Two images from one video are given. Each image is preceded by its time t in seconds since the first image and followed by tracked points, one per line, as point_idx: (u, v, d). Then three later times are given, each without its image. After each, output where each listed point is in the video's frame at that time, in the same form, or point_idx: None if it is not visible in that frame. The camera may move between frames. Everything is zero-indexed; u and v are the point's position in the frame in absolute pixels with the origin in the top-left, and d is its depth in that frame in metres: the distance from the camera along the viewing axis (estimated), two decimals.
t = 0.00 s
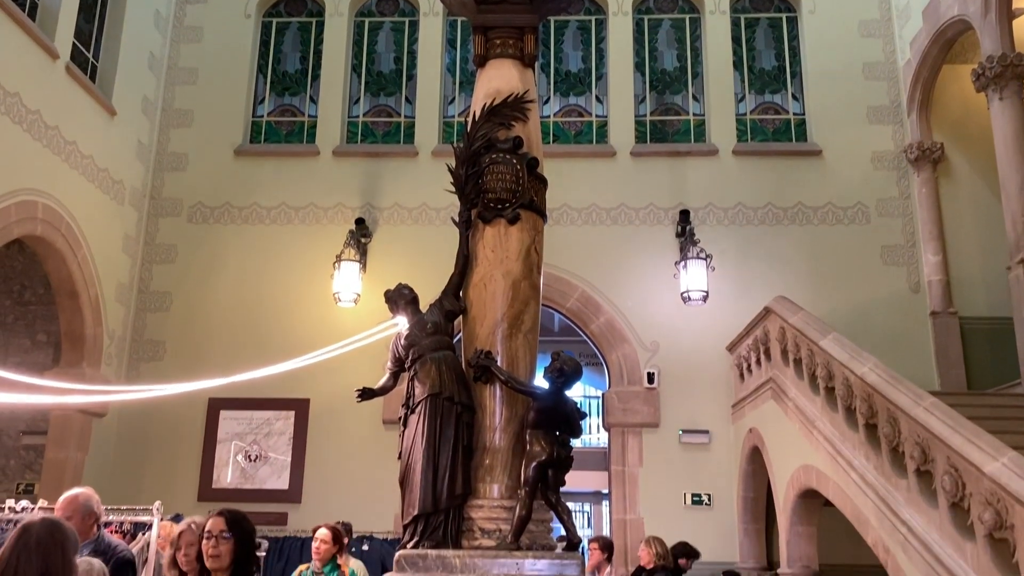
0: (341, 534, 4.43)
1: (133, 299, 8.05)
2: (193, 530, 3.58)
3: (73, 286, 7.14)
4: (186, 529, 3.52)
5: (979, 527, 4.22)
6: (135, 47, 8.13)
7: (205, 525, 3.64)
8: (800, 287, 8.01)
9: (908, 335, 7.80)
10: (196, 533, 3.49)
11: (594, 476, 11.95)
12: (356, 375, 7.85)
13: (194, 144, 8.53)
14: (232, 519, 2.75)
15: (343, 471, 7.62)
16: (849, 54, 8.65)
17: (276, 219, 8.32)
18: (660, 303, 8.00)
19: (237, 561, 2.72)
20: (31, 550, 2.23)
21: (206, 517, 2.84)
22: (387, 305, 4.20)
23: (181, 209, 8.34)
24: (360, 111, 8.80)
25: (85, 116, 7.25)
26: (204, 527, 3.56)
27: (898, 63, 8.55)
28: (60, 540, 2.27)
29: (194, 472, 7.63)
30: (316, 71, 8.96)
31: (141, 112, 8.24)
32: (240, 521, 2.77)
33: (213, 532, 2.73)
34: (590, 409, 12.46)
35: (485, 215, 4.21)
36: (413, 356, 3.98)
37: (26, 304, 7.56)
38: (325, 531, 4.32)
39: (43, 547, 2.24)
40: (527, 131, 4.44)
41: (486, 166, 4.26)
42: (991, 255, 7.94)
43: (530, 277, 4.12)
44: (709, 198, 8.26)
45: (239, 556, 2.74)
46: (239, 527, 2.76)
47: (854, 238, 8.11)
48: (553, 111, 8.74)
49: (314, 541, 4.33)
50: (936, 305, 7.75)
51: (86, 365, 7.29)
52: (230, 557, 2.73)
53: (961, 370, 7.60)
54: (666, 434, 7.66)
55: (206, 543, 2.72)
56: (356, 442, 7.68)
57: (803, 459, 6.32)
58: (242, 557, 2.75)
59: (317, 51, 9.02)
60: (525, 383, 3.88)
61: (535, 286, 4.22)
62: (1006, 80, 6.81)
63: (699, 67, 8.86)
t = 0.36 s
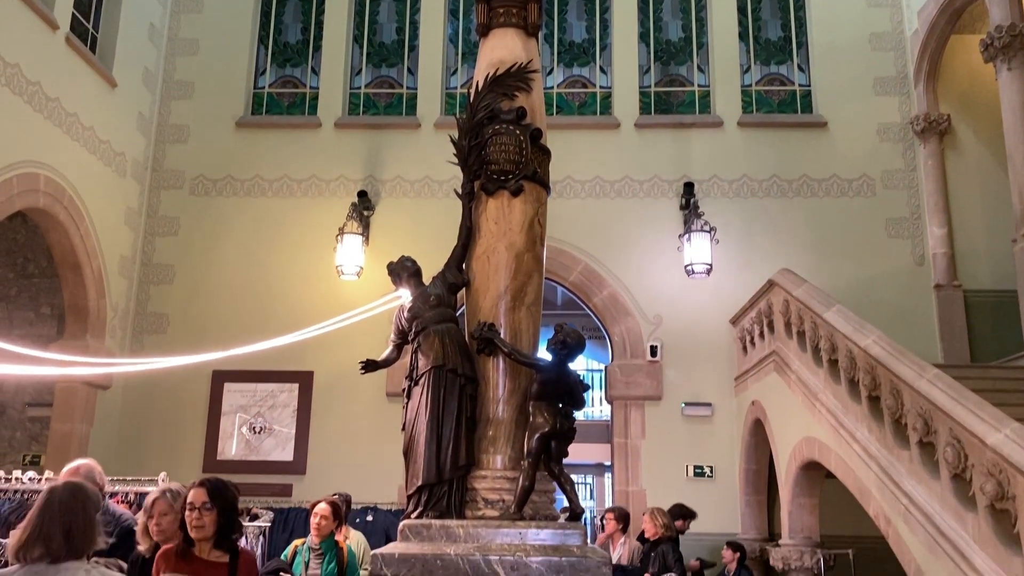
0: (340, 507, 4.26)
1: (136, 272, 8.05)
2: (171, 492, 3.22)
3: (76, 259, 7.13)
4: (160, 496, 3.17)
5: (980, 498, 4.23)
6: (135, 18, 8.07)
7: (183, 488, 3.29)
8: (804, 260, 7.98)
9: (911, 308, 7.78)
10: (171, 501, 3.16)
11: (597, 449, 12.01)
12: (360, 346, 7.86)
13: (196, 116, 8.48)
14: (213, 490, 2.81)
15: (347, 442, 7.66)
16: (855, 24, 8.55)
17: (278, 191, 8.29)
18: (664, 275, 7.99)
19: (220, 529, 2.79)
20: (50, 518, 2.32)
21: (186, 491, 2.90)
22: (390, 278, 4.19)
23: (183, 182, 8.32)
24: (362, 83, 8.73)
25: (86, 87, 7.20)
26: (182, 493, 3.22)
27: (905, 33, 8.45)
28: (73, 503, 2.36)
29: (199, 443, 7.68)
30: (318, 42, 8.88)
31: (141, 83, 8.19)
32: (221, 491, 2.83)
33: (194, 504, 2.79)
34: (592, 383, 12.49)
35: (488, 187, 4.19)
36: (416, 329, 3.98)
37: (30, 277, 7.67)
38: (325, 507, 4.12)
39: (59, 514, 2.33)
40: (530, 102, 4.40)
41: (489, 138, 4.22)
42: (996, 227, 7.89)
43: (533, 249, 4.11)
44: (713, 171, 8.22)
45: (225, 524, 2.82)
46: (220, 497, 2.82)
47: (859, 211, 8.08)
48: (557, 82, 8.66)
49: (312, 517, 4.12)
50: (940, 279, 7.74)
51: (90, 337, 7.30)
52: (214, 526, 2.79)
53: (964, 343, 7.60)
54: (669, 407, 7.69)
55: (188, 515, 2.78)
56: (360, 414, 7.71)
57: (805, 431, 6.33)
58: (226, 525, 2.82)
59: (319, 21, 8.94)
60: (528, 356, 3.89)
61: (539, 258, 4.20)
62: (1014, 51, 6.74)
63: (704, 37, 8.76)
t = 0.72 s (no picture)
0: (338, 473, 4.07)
1: (139, 245, 8.06)
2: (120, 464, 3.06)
3: (79, 232, 7.13)
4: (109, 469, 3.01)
5: (982, 471, 4.25)
6: None
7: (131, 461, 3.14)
8: (808, 234, 7.96)
9: (915, 283, 7.78)
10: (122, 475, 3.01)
11: (599, 422, 12.07)
12: (363, 319, 7.88)
13: (198, 89, 8.44)
14: (202, 458, 2.92)
15: (351, 415, 7.71)
16: None
17: (281, 165, 8.27)
18: (668, 249, 7.97)
19: (206, 497, 2.87)
20: (106, 486, 2.23)
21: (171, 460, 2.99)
22: (393, 251, 4.19)
23: (186, 155, 8.29)
24: (364, 55, 8.66)
25: (87, 60, 7.16)
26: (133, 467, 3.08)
27: (913, 4, 8.35)
28: (127, 473, 2.27)
29: (204, 416, 7.72)
30: (320, 13, 8.80)
31: (143, 56, 8.13)
32: (209, 460, 2.94)
33: (183, 470, 2.88)
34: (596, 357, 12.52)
35: (492, 160, 4.17)
36: (420, 302, 3.99)
37: (33, 250, 7.65)
38: (324, 472, 3.94)
39: (113, 484, 2.24)
40: (534, 74, 4.36)
41: (492, 110, 4.20)
42: (1002, 202, 7.85)
43: (537, 222, 4.09)
44: (718, 144, 8.17)
45: (213, 493, 2.91)
46: (208, 465, 2.93)
47: (864, 184, 8.04)
48: (561, 54, 8.59)
49: (311, 482, 3.96)
50: (945, 253, 7.73)
51: (95, 311, 7.33)
52: (200, 493, 2.88)
53: (968, 317, 7.60)
54: (671, 380, 7.71)
55: (176, 480, 2.86)
56: (364, 387, 7.75)
57: (807, 404, 6.36)
58: (211, 494, 2.91)
59: None
60: (531, 329, 3.90)
61: (542, 232, 4.19)
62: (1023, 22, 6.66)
63: (710, 9, 8.66)
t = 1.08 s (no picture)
0: (325, 445, 3.82)
1: (143, 217, 8.06)
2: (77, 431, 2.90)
3: (83, 204, 7.13)
4: (68, 435, 2.84)
5: (982, 442, 4.27)
6: None
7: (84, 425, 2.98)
8: (812, 207, 7.94)
9: (919, 256, 7.76)
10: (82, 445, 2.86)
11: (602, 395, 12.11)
12: (366, 291, 7.89)
13: (200, 60, 8.39)
14: (205, 425, 3.17)
15: (355, 387, 7.75)
16: None
17: (284, 137, 8.24)
18: (672, 222, 7.96)
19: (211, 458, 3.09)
20: (172, 450, 2.48)
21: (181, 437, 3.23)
22: (397, 223, 4.19)
23: (189, 127, 8.27)
24: (367, 26, 8.60)
25: (89, 31, 7.12)
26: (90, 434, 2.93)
27: None
28: (190, 441, 2.51)
29: (209, 387, 7.77)
30: None
31: (144, 27, 8.08)
32: (212, 427, 3.18)
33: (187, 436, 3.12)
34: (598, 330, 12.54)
35: (495, 132, 4.16)
36: (423, 274, 4.00)
37: (38, 223, 7.67)
38: (308, 443, 3.70)
39: (180, 449, 2.48)
40: (538, 44, 4.33)
41: (496, 81, 4.18)
42: (1008, 175, 7.81)
43: (540, 194, 4.09)
44: (723, 116, 8.12)
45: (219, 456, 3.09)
46: (211, 432, 3.17)
47: (870, 157, 8.00)
48: (565, 25, 8.52)
49: (295, 454, 3.73)
50: (950, 226, 7.71)
51: (99, 283, 7.35)
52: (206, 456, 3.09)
53: (971, 290, 7.60)
54: (674, 353, 7.73)
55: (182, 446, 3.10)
56: (368, 359, 7.78)
57: (810, 376, 6.38)
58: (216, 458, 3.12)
59: None
60: (534, 301, 3.90)
61: (546, 204, 4.18)
62: None
63: None
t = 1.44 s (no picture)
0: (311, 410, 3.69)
1: (145, 189, 8.05)
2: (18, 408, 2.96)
3: (85, 176, 7.12)
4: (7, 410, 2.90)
5: (983, 412, 4.27)
6: None
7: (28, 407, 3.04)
8: (817, 179, 7.91)
9: (923, 229, 7.74)
10: (19, 419, 2.90)
11: (604, 368, 12.14)
12: (369, 263, 7.90)
13: (200, 31, 8.33)
14: (215, 397, 3.10)
15: (358, 359, 7.79)
16: None
17: (285, 108, 8.21)
18: (675, 195, 7.93)
19: (223, 431, 3.05)
20: (179, 417, 2.49)
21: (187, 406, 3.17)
22: (399, 195, 4.17)
23: (190, 98, 8.23)
24: None
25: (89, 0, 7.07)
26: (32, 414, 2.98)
27: None
28: (196, 409, 2.52)
29: (213, 359, 7.80)
30: None
31: None
32: (222, 399, 3.12)
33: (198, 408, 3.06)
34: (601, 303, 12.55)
35: (498, 102, 4.14)
36: (426, 246, 4.00)
37: (41, 195, 7.67)
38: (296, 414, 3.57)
39: (186, 416, 2.50)
40: (541, 13, 4.30)
41: (498, 50, 4.15)
42: (1014, 146, 7.77)
43: (543, 165, 4.07)
44: (727, 88, 8.07)
45: (228, 429, 3.07)
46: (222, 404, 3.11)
47: (875, 129, 7.95)
48: None
49: (282, 420, 3.61)
50: (954, 197, 7.68)
51: (102, 254, 7.36)
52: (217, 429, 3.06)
53: (975, 262, 7.59)
54: (676, 326, 7.74)
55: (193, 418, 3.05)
56: (371, 331, 7.80)
57: (812, 348, 6.40)
58: (227, 430, 3.08)
59: None
60: (536, 272, 3.93)
61: (549, 175, 4.17)
62: None
63: None
